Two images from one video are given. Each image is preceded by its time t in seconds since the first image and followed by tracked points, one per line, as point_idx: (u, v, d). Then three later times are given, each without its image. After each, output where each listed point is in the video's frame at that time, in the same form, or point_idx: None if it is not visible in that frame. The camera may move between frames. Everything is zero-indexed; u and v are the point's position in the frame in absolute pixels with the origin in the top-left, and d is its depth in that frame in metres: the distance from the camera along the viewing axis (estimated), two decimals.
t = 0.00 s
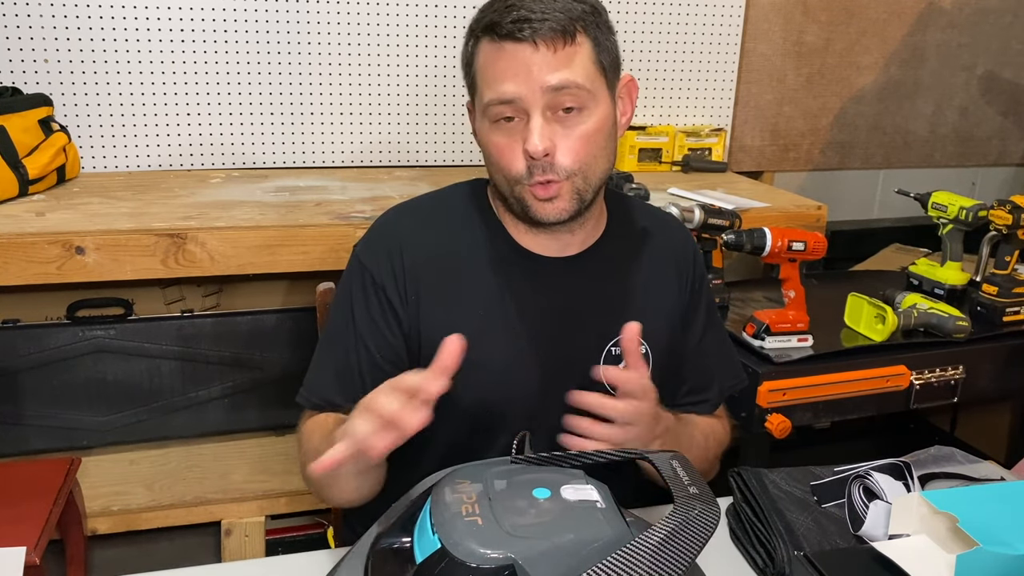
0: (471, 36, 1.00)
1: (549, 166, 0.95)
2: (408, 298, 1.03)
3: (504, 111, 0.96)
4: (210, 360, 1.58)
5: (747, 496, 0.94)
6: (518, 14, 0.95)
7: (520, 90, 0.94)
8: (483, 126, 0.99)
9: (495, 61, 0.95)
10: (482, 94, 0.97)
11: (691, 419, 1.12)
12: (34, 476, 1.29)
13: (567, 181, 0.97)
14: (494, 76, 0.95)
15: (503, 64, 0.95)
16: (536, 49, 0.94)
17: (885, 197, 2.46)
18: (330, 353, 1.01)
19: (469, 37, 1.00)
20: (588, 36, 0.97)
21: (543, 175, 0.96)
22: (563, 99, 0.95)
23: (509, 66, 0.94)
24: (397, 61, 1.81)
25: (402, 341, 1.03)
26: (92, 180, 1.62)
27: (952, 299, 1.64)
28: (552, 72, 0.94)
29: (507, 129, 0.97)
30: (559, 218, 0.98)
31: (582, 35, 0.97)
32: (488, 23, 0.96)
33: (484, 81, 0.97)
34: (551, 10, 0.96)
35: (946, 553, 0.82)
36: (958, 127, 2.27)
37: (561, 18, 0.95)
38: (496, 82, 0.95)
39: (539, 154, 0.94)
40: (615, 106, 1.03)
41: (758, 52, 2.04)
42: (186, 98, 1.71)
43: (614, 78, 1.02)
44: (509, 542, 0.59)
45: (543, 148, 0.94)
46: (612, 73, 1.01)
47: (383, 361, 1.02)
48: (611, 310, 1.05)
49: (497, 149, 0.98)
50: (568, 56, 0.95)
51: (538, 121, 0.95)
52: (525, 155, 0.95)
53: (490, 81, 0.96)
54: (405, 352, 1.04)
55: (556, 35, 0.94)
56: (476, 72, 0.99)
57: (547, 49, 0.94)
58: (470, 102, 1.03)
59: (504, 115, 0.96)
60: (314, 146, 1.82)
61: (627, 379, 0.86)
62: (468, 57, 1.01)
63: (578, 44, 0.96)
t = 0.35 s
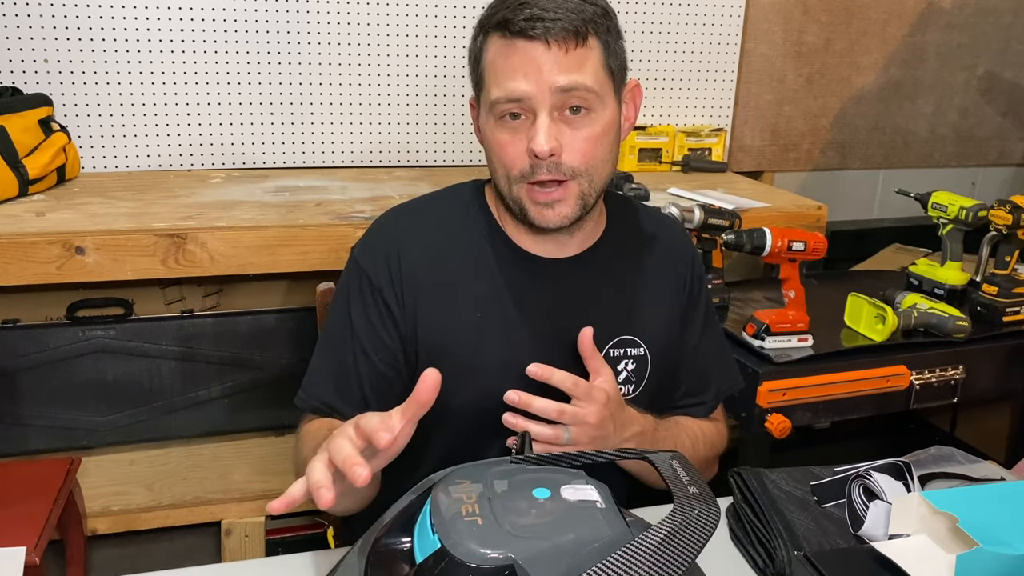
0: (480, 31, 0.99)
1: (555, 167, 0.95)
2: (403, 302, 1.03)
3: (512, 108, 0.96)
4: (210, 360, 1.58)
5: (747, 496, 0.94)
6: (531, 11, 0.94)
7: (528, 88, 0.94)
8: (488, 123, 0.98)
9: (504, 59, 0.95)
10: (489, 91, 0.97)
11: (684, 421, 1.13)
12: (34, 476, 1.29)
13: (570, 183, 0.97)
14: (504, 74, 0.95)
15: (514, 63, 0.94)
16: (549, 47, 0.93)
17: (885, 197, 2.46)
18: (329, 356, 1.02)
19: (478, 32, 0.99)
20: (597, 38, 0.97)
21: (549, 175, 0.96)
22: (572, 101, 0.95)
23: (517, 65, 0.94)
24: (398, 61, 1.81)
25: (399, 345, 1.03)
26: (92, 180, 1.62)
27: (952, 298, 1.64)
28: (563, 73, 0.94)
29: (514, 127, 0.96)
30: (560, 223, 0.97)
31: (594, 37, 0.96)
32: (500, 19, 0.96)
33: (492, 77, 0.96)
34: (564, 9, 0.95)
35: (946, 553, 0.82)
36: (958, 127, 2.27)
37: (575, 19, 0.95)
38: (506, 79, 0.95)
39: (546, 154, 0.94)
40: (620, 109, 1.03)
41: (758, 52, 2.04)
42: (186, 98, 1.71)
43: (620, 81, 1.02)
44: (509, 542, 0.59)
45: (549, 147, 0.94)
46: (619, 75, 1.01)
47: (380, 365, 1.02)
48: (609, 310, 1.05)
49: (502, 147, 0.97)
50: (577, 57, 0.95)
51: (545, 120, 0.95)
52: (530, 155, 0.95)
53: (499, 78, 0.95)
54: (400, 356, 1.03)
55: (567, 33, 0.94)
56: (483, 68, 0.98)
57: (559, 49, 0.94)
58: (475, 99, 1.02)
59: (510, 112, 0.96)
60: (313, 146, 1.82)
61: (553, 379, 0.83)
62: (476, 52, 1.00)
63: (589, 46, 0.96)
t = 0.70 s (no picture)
0: (478, 30, 0.99)
1: (554, 167, 0.95)
2: (401, 303, 1.03)
3: (511, 108, 0.96)
4: (210, 359, 1.58)
5: (747, 496, 0.94)
6: (530, 11, 0.94)
7: (526, 88, 0.94)
8: (486, 122, 0.98)
9: (503, 59, 0.95)
10: (487, 91, 0.97)
11: (682, 421, 1.13)
12: (34, 476, 1.29)
13: (570, 182, 0.97)
14: (502, 74, 0.95)
15: (513, 63, 0.94)
16: (548, 47, 0.93)
17: (885, 197, 2.46)
18: (328, 357, 1.02)
19: (477, 31, 0.99)
20: (596, 39, 0.97)
21: (548, 175, 0.96)
22: (571, 101, 0.95)
23: (517, 65, 0.94)
24: (397, 61, 1.81)
25: (397, 347, 1.03)
26: (92, 180, 1.62)
27: (952, 298, 1.64)
28: (561, 73, 0.94)
29: (512, 127, 0.96)
30: (558, 224, 0.98)
31: (593, 37, 0.97)
32: (500, 19, 0.95)
33: (491, 77, 0.96)
34: (563, 9, 0.95)
35: (946, 554, 0.82)
36: (958, 127, 2.27)
37: (573, 19, 0.95)
38: (505, 79, 0.94)
39: (545, 154, 0.94)
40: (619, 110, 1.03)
41: (758, 52, 2.04)
42: (186, 98, 1.71)
43: (619, 81, 1.02)
44: (509, 542, 0.59)
45: (549, 147, 0.94)
46: (618, 75, 1.01)
47: (379, 366, 1.03)
48: (607, 310, 1.05)
49: (500, 147, 0.97)
50: (576, 58, 0.95)
51: (543, 121, 0.95)
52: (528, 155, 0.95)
53: (497, 78, 0.95)
54: (398, 358, 1.04)
55: (566, 33, 0.94)
56: (481, 68, 0.98)
57: (558, 49, 0.94)
58: (473, 99, 1.02)
59: (508, 112, 0.96)
60: (313, 146, 1.82)
61: (548, 384, 0.83)
62: (474, 52, 1.00)
63: (588, 47, 0.96)
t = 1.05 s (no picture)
0: (488, 25, 0.99)
1: (553, 167, 0.96)
2: (395, 303, 1.03)
3: (514, 106, 0.95)
4: (210, 359, 1.58)
5: (747, 496, 0.94)
6: (539, 11, 0.94)
7: (530, 87, 0.94)
8: (487, 117, 0.98)
9: (509, 56, 0.95)
10: (491, 88, 0.97)
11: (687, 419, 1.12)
12: (34, 476, 1.29)
13: (569, 181, 0.97)
14: (508, 72, 0.95)
15: (519, 61, 0.94)
16: (555, 48, 0.93)
17: (885, 197, 2.46)
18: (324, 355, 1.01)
19: (486, 26, 0.99)
20: (603, 42, 0.97)
21: (546, 175, 0.96)
22: (574, 103, 0.95)
23: (523, 63, 0.94)
24: (397, 61, 1.81)
25: (392, 345, 1.03)
26: (92, 180, 1.62)
27: (952, 298, 1.64)
28: (567, 76, 0.94)
29: (514, 125, 0.96)
30: (553, 219, 0.98)
31: (601, 41, 0.97)
32: (508, 16, 0.96)
33: (496, 74, 0.96)
34: (573, 11, 0.95)
35: (946, 553, 0.82)
36: (958, 127, 2.27)
37: (583, 23, 0.95)
38: (510, 76, 0.94)
39: (544, 155, 0.94)
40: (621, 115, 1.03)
41: (758, 52, 2.04)
42: (186, 98, 1.71)
43: (623, 87, 1.02)
44: (509, 542, 0.59)
45: (549, 148, 0.94)
46: (624, 82, 1.02)
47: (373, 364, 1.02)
48: (603, 310, 1.05)
49: (500, 142, 0.97)
50: (583, 62, 0.95)
51: (545, 122, 0.95)
52: (528, 154, 0.95)
53: (502, 75, 0.95)
54: (392, 354, 1.04)
55: (575, 36, 0.94)
56: (487, 63, 0.98)
57: (566, 51, 0.93)
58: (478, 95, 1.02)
59: (511, 110, 0.96)
60: (313, 146, 1.82)
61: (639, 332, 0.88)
62: (481, 47, 1.00)
63: (595, 51, 0.96)
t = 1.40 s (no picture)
0: (501, 24, 0.98)
1: (554, 175, 0.95)
2: (382, 303, 1.02)
3: (520, 110, 0.96)
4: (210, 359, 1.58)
5: (747, 496, 0.94)
6: (551, 15, 0.94)
7: (538, 92, 0.94)
8: (494, 118, 0.98)
9: (520, 59, 0.94)
10: (500, 89, 0.96)
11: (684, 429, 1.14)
12: (34, 476, 1.29)
13: (570, 191, 0.97)
14: (518, 75, 0.94)
15: (529, 64, 0.94)
16: (565, 55, 0.93)
17: (885, 197, 2.46)
18: (303, 349, 1.03)
19: (498, 25, 0.99)
20: (615, 51, 0.97)
21: (547, 182, 0.96)
22: (581, 111, 0.95)
23: (533, 68, 0.94)
24: (398, 61, 1.81)
25: (370, 345, 1.02)
26: (92, 180, 1.62)
27: (952, 298, 1.64)
28: (576, 83, 0.94)
29: (521, 128, 0.96)
30: (554, 228, 0.98)
31: (613, 49, 0.96)
32: (522, 19, 0.95)
33: (505, 76, 0.96)
34: (586, 17, 0.95)
35: (946, 553, 0.82)
36: (958, 127, 2.27)
37: (596, 30, 0.95)
38: (519, 79, 0.94)
39: (547, 162, 0.94)
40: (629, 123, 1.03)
41: (758, 52, 2.04)
42: (186, 98, 1.71)
43: (634, 96, 1.03)
44: (509, 542, 0.59)
45: (552, 155, 0.94)
46: (635, 91, 1.02)
47: (351, 364, 1.02)
48: (600, 312, 1.06)
49: (506, 145, 0.97)
50: (592, 71, 0.94)
51: (551, 128, 0.95)
52: (531, 160, 0.95)
53: (512, 77, 0.95)
54: (369, 355, 1.03)
55: (586, 44, 0.94)
56: (497, 63, 0.98)
57: (576, 59, 0.93)
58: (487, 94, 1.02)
59: (518, 113, 0.96)
60: (314, 146, 1.82)
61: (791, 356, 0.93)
62: (493, 46, 1.00)
63: (606, 59, 0.95)
